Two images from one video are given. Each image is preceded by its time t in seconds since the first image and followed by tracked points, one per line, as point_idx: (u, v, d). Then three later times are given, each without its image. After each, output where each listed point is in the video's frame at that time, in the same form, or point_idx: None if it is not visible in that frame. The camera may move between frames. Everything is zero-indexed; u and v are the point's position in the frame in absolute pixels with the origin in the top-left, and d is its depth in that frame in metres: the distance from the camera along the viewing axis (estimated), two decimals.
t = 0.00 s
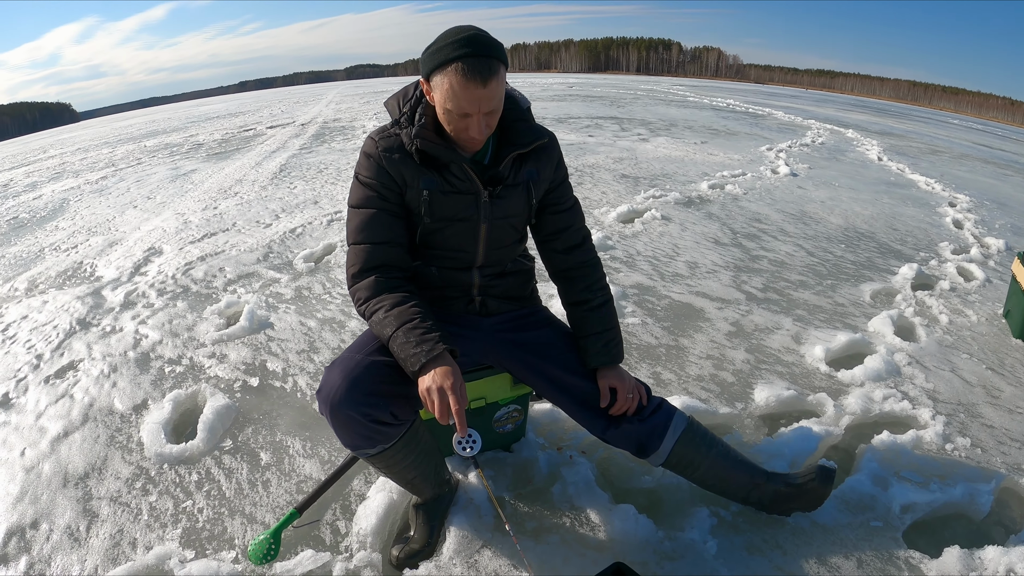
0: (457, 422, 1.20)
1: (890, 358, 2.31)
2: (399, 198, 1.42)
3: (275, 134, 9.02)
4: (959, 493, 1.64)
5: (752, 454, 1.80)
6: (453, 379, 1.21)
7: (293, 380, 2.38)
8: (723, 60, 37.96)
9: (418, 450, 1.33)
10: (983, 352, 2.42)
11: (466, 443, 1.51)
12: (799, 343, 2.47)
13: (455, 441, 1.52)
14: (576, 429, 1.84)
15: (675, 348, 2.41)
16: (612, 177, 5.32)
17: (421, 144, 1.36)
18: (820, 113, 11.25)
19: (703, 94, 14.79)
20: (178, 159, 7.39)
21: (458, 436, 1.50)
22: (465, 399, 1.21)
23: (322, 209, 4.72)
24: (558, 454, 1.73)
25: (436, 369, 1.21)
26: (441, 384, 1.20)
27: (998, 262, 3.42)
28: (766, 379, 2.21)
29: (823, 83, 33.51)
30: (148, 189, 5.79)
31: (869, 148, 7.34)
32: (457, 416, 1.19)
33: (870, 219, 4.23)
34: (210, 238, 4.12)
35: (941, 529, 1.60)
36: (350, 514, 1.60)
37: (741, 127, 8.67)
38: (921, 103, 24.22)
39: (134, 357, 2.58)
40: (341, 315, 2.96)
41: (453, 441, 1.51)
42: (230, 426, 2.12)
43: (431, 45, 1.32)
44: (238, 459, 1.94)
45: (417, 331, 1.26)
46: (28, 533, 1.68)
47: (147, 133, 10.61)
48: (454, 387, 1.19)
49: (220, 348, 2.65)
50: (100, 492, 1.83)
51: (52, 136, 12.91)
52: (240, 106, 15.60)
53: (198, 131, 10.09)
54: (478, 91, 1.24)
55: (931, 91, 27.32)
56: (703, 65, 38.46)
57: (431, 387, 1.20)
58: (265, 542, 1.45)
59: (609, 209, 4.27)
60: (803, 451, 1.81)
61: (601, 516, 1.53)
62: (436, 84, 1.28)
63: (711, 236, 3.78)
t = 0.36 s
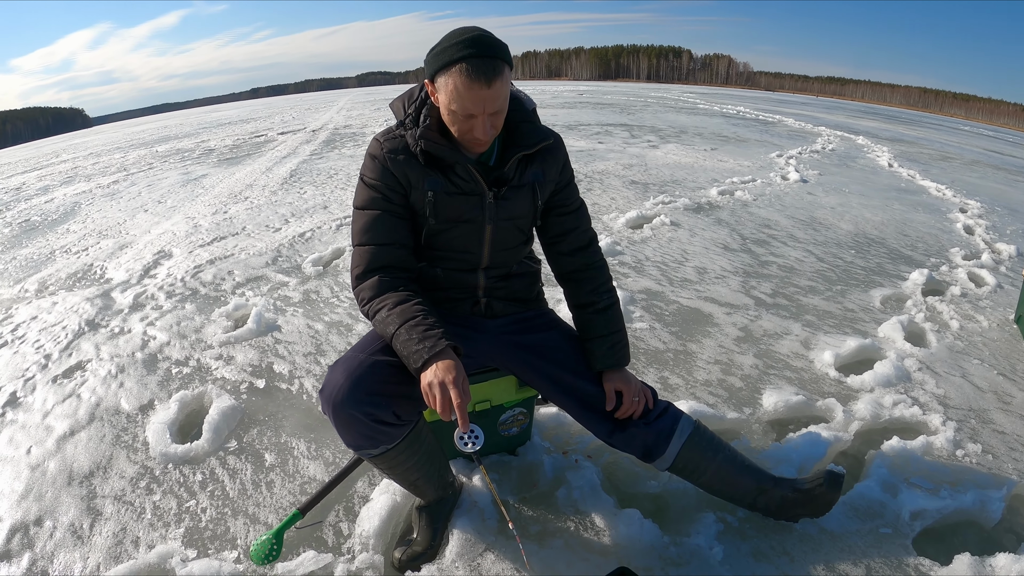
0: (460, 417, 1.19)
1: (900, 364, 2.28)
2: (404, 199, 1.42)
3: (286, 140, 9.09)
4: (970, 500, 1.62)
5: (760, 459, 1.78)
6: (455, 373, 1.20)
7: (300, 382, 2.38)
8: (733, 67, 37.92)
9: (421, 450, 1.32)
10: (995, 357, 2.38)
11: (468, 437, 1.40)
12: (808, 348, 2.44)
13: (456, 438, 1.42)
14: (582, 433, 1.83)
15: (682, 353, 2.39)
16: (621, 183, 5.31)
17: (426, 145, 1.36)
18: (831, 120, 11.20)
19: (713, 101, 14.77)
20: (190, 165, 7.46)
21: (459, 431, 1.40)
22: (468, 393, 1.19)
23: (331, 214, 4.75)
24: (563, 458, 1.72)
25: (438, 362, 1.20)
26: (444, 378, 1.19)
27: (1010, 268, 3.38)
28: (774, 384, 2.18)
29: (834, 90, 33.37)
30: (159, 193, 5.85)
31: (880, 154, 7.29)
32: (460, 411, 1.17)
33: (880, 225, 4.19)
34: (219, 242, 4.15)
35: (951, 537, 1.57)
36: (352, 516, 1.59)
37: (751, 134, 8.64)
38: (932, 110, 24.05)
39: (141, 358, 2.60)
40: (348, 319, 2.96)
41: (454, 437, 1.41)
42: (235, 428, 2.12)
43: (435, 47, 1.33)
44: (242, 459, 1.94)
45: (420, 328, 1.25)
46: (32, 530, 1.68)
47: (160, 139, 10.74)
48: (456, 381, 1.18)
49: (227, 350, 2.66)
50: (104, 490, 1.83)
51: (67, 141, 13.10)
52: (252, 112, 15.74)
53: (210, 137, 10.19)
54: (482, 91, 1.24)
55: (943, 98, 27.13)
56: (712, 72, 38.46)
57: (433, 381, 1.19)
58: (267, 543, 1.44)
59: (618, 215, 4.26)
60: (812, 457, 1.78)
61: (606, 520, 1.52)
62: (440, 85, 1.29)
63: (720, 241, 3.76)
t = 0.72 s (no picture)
0: (456, 418, 1.18)
1: (900, 363, 2.27)
2: (399, 200, 1.42)
3: (283, 147, 9.11)
4: (972, 497, 1.61)
5: (761, 460, 1.76)
6: (451, 373, 1.19)
7: (297, 387, 2.37)
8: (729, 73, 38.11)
9: (418, 453, 1.30)
10: (995, 356, 2.37)
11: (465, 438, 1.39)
12: (807, 349, 2.43)
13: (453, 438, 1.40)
14: (581, 435, 1.82)
15: (681, 354, 2.38)
16: (619, 187, 5.32)
17: (421, 145, 1.36)
18: (827, 124, 11.25)
19: (709, 106, 14.83)
20: (187, 172, 7.46)
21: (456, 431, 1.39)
22: (463, 393, 1.18)
23: (328, 219, 4.75)
24: (562, 460, 1.70)
25: (434, 362, 1.19)
26: (439, 378, 1.18)
27: (1008, 267, 3.38)
28: (773, 385, 2.18)
29: (830, 95, 33.52)
30: (157, 200, 5.85)
31: (877, 157, 7.31)
32: (455, 412, 1.16)
33: (877, 227, 4.20)
34: (216, 248, 4.14)
35: (954, 535, 1.56)
36: (350, 519, 1.58)
37: (748, 138, 8.67)
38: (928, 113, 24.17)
39: (138, 363, 2.59)
40: (345, 323, 2.96)
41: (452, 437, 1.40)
42: (231, 432, 2.11)
43: (430, 46, 1.33)
44: (238, 463, 1.93)
45: (415, 327, 1.24)
46: (27, 534, 1.67)
47: (158, 146, 10.76)
48: (451, 381, 1.17)
49: (224, 354, 2.65)
50: (100, 494, 1.82)
51: (64, 149, 13.11)
52: (250, 120, 15.77)
53: (207, 144, 10.21)
54: (477, 90, 1.24)
55: (940, 100, 27.24)
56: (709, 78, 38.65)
57: (428, 380, 1.18)
58: (263, 546, 1.43)
59: (615, 218, 4.26)
60: (812, 457, 1.77)
61: (605, 522, 1.50)
62: (435, 84, 1.28)
63: (718, 244, 3.76)
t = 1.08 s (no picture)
0: (451, 428, 1.15)
1: (896, 369, 2.27)
2: (393, 208, 1.41)
3: (277, 156, 9.10)
4: (971, 502, 1.60)
5: (758, 468, 1.76)
6: (445, 382, 1.16)
7: (290, 397, 2.34)
8: (721, 81, 38.40)
9: (413, 464, 1.28)
10: (990, 360, 2.38)
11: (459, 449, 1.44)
12: (803, 355, 2.43)
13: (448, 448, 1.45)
14: (577, 445, 1.80)
15: (677, 362, 2.37)
16: (613, 195, 5.33)
17: (415, 153, 1.35)
18: (819, 131, 11.33)
19: (702, 115, 14.93)
20: (180, 180, 7.43)
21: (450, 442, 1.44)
22: (458, 403, 1.16)
23: (322, 228, 4.73)
24: (558, 470, 1.69)
25: (428, 371, 1.17)
26: (433, 388, 1.16)
27: (1001, 272, 3.39)
28: (770, 392, 2.17)
29: (822, 102, 33.81)
30: (149, 208, 5.82)
31: (868, 163, 7.36)
32: (450, 422, 1.14)
33: (871, 233, 4.22)
34: (209, 257, 4.12)
35: (953, 540, 1.55)
36: (344, 531, 1.55)
37: (740, 145, 8.72)
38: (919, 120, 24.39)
39: (130, 372, 2.55)
40: (339, 333, 2.93)
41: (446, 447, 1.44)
42: (224, 442, 2.08)
43: (424, 53, 1.33)
44: (231, 475, 1.90)
45: (408, 337, 1.22)
46: (17, 546, 1.64)
47: (150, 155, 10.74)
48: (446, 390, 1.15)
49: (216, 364, 2.62)
50: (91, 506, 1.79)
51: (55, 157, 13.04)
52: (243, 129, 15.76)
53: (200, 153, 10.18)
54: (471, 96, 1.23)
55: (930, 107, 27.51)
56: (702, 86, 38.94)
57: (422, 391, 1.16)
58: (256, 559, 1.40)
59: (610, 227, 4.27)
60: (810, 464, 1.76)
61: (603, 532, 1.49)
62: (429, 91, 1.28)
63: (713, 251, 3.77)
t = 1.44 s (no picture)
0: (461, 443, 1.14)
1: (894, 382, 2.28)
2: (399, 224, 1.40)
3: (269, 164, 9.07)
4: (971, 515, 1.61)
5: (762, 483, 1.75)
6: (455, 397, 1.15)
7: (288, 412, 2.32)
8: (712, 92, 38.82)
9: (419, 484, 1.27)
10: (986, 372, 2.40)
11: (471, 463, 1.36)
12: (802, 369, 2.44)
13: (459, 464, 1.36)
14: (580, 461, 1.79)
15: (677, 377, 2.37)
16: (608, 207, 5.36)
17: (423, 169, 1.35)
18: (809, 142, 11.46)
19: (694, 125, 15.07)
20: (171, 187, 7.38)
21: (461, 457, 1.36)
22: (468, 417, 1.14)
23: (317, 238, 4.71)
24: (562, 487, 1.68)
25: (436, 387, 1.15)
26: (443, 403, 1.14)
27: (993, 283, 3.44)
28: (770, 406, 2.18)
29: (811, 113, 34.27)
30: (141, 216, 5.77)
31: (859, 175, 7.45)
32: (461, 436, 1.12)
33: (864, 245, 4.26)
34: (202, 266, 4.09)
35: (955, 553, 1.56)
36: (347, 550, 1.53)
37: (732, 156, 8.81)
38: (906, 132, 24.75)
39: (123, 385, 2.52)
40: (336, 345, 2.92)
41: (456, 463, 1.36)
42: (221, 458, 2.05)
43: (435, 67, 1.33)
44: (230, 492, 1.87)
45: (415, 352, 1.20)
46: (10, 565, 1.61)
47: (141, 160, 10.69)
48: (456, 405, 1.13)
49: (212, 377, 2.60)
50: (85, 523, 1.76)
51: (43, 161, 12.96)
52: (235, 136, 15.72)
53: (192, 160, 10.14)
54: (484, 113, 1.24)
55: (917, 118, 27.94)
56: (692, 97, 39.38)
57: (432, 406, 1.14)
58: None
59: (606, 238, 4.29)
60: (812, 479, 1.76)
61: (609, 549, 1.48)
62: (440, 106, 1.28)
63: (709, 264, 3.79)
